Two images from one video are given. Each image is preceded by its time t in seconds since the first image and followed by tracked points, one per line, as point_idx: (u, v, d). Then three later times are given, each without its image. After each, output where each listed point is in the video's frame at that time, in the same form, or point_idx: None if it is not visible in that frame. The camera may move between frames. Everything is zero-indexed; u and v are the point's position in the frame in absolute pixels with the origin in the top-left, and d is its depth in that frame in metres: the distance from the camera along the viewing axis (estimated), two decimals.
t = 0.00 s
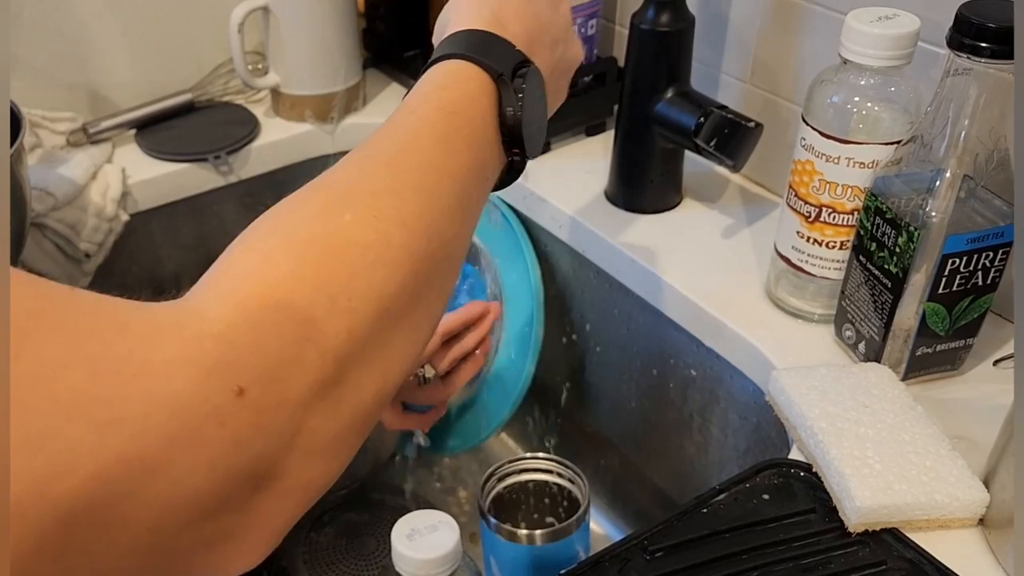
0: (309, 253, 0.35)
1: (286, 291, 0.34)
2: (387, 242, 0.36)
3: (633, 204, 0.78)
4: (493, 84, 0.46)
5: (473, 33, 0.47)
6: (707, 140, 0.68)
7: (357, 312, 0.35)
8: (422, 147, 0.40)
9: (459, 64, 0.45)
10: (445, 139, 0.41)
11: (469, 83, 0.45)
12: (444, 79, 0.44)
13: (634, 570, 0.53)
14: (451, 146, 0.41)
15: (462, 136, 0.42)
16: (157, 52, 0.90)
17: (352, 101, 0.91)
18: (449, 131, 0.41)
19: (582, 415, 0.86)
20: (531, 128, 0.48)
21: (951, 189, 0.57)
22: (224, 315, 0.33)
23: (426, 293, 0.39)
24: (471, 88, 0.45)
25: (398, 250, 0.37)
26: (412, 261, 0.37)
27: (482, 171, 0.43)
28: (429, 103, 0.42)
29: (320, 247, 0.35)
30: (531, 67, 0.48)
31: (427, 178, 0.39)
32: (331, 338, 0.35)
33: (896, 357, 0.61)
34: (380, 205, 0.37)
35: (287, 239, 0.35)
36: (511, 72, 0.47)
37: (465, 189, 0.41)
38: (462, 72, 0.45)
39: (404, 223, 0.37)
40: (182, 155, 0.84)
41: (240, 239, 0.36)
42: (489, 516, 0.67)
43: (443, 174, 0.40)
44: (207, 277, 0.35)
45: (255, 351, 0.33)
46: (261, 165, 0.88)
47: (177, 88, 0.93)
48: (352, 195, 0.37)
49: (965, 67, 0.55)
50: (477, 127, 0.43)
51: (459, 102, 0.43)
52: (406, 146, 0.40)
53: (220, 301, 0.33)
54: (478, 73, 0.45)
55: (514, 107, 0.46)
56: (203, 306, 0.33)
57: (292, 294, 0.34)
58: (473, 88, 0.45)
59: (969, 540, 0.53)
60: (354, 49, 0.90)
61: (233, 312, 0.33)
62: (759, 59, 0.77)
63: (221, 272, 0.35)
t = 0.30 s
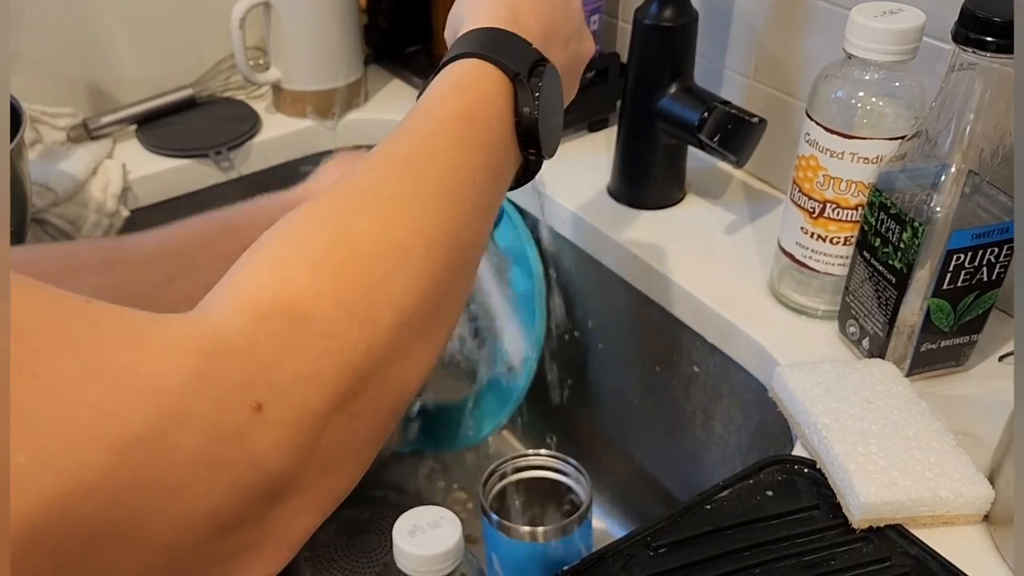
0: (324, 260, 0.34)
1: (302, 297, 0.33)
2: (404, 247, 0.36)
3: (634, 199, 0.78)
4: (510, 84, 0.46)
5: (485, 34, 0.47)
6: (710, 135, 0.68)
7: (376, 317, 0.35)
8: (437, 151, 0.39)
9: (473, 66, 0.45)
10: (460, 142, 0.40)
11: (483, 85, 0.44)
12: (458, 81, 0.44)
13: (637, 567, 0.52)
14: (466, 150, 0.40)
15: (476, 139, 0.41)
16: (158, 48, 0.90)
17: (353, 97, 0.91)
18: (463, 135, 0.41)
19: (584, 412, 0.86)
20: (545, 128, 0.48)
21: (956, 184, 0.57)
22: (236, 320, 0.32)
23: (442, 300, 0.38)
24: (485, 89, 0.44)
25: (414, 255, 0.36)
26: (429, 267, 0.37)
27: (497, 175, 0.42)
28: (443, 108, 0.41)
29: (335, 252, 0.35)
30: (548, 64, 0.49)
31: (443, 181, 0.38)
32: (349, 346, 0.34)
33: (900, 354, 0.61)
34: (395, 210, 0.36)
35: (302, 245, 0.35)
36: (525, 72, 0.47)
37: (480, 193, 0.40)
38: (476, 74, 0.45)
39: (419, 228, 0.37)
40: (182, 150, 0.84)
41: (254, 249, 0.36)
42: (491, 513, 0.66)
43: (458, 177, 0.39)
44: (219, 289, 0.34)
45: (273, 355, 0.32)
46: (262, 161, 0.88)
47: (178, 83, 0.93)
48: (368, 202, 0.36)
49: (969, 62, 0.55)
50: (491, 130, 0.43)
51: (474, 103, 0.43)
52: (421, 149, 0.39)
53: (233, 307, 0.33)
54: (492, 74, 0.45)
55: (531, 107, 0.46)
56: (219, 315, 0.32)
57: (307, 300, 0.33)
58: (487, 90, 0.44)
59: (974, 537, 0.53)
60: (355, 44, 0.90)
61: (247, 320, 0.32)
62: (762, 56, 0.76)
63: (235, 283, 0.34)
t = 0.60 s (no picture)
0: (322, 271, 0.34)
1: (297, 311, 0.33)
2: (403, 253, 0.36)
3: (635, 200, 0.77)
4: (508, 82, 0.46)
5: (482, 30, 0.47)
6: (710, 135, 0.68)
7: (377, 323, 0.35)
8: (433, 155, 0.39)
9: (473, 66, 0.45)
10: (457, 145, 0.40)
11: (481, 85, 0.44)
12: (455, 83, 0.44)
13: (637, 569, 0.52)
14: (463, 151, 0.40)
15: (474, 141, 0.41)
16: (157, 47, 0.90)
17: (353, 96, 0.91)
18: (460, 137, 0.40)
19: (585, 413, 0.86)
20: (546, 124, 0.47)
21: (957, 184, 0.57)
22: (232, 336, 0.33)
23: (446, 303, 0.38)
24: (482, 90, 0.44)
25: (412, 258, 0.36)
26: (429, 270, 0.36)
27: (496, 174, 0.42)
28: (439, 111, 0.41)
29: (332, 261, 0.35)
30: (549, 59, 0.49)
31: (440, 185, 0.38)
32: (348, 356, 0.34)
33: (901, 354, 0.61)
34: (393, 216, 0.36)
35: (298, 256, 0.35)
36: (524, 69, 0.46)
37: (479, 195, 0.40)
38: (473, 74, 0.45)
39: (417, 231, 0.36)
40: (182, 150, 0.83)
41: (251, 257, 0.36)
42: (490, 513, 0.66)
43: (456, 179, 0.39)
44: (214, 302, 0.34)
45: (270, 372, 0.32)
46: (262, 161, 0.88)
47: (177, 83, 0.93)
48: (365, 210, 0.36)
49: (971, 62, 0.55)
50: (490, 130, 0.43)
51: (472, 105, 0.43)
52: (417, 154, 0.39)
53: (232, 325, 0.33)
54: (489, 74, 0.45)
55: (529, 104, 0.45)
56: (214, 334, 0.32)
57: (305, 314, 0.33)
58: (485, 91, 0.44)
59: (975, 539, 0.53)
60: (355, 44, 0.90)
61: (241, 338, 0.33)
62: (762, 56, 0.76)
63: (231, 296, 0.34)
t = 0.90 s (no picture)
0: (285, 334, 0.35)
1: (263, 374, 0.34)
2: (366, 312, 0.36)
3: (634, 200, 0.77)
4: (476, 105, 0.45)
5: (458, 55, 0.46)
6: (709, 135, 0.67)
7: (342, 379, 0.36)
8: (404, 198, 0.39)
9: (443, 94, 0.45)
10: (429, 187, 0.40)
11: (455, 113, 0.44)
12: (432, 110, 0.44)
13: (634, 568, 0.52)
14: (436, 190, 0.40)
15: (448, 177, 0.41)
16: (156, 47, 0.90)
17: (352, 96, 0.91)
18: (433, 173, 0.41)
19: (583, 413, 0.86)
20: (528, 145, 0.47)
21: (956, 184, 0.57)
22: (198, 397, 0.33)
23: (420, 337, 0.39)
24: (457, 118, 0.44)
25: (378, 312, 0.37)
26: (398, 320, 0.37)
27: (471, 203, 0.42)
28: (415, 144, 0.41)
29: (293, 320, 0.36)
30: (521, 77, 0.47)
31: (409, 234, 0.39)
32: (314, 415, 0.35)
33: (899, 354, 0.61)
34: (360, 269, 0.37)
35: (263, 314, 0.36)
36: (496, 90, 0.45)
37: (451, 231, 0.40)
38: (448, 101, 0.44)
39: (382, 284, 0.37)
40: (180, 150, 0.84)
41: (221, 305, 0.37)
42: (488, 513, 0.66)
43: (425, 222, 0.39)
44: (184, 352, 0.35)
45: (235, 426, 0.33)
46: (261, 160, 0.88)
47: (176, 82, 0.93)
48: (334, 263, 0.37)
49: (968, 62, 0.55)
50: (465, 160, 0.43)
51: (447, 138, 0.43)
52: (387, 198, 0.39)
53: (202, 381, 0.34)
54: (464, 97, 0.44)
55: (502, 127, 0.45)
56: (181, 390, 0.33)
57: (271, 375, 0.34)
58: (461, 116, 0.44)
59: (973, 538, 0.53)
60: (354, 43, 0.90)
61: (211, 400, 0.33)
62: (761, 56, 0.76)
63: (200, 350, 0.35)
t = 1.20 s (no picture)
0: (288, 318, 0.35)
1: (266, 359, 0.35)
2: (369, 300, 0.37)
3: (633, 201, 0.78)
4: (475, 112, 0.45)
5: (456, 65, 0.47)
6: (708, 136, 0.68)
7: (346, 367, 0.36)
8: (405, 193, 0.40)
9: (440, 103, 0.45)
10: (429, 183, 0.41)
11: (453, 120, 0.44)
12: (431, 115, 0.44)
13: (633, 568, 0.52)
14: (435, 190, 0.41)
15: (448, 175, 0.42)
16: (156, 47, 0.90)
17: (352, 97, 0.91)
18: (433, 170, 0.41)
19: (582, 414, 0.86)
20: (526, 148, 0.47)
21: (953, 185, 0.57)
22: (200, 384, 0.34)
23: (422, 335, 0.39)
24: (454, 125, 0.44)
25: (380, 301, 0.37)
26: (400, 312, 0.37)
27: (472, 204, 0.42)
28: (415, 143, 0.42)
29: (297, 307, 0.36)
30: (518, 84, 0.47)
31: (410, 226, 0.39)
32: (317, 404, 0.35)
33: (897, 355, 0.61)
34: (362, 260, 0.37)
35: (266, 301, 0.36)
36: (493, 97, 0.45)
37: (452, 227, 0.40)
38: (446, 108, 0.45)
39: (384, 272, 0.37)
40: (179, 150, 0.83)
41: (224, 297, 0.37)
42: (488, 513, 0.66)
43: (426, 217, 0.40)
44: (187, 342, 0.36)
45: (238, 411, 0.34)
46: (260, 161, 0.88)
47: (176, 83, 0.93)
48: (335, 253, 0.37)
49: (966, 63, 0.55)
50: (465, 163, 0.43)
51: (446, 142, 0.43)
52: (389, 192, 0.40)
53: (204, 368, 0.34)
54: (462, 106, 0.45)
55: (501, 132, 0.45)
56: (185, 379, 0.34)
57: (275, 360, 0.35)
58: (460, 122, 0.45)
59: (971, 539, 0.53)
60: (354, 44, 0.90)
61: (215, 385, 0.34)
62: (759, 57, 0.77)
63: (202, 339, 0.35)
